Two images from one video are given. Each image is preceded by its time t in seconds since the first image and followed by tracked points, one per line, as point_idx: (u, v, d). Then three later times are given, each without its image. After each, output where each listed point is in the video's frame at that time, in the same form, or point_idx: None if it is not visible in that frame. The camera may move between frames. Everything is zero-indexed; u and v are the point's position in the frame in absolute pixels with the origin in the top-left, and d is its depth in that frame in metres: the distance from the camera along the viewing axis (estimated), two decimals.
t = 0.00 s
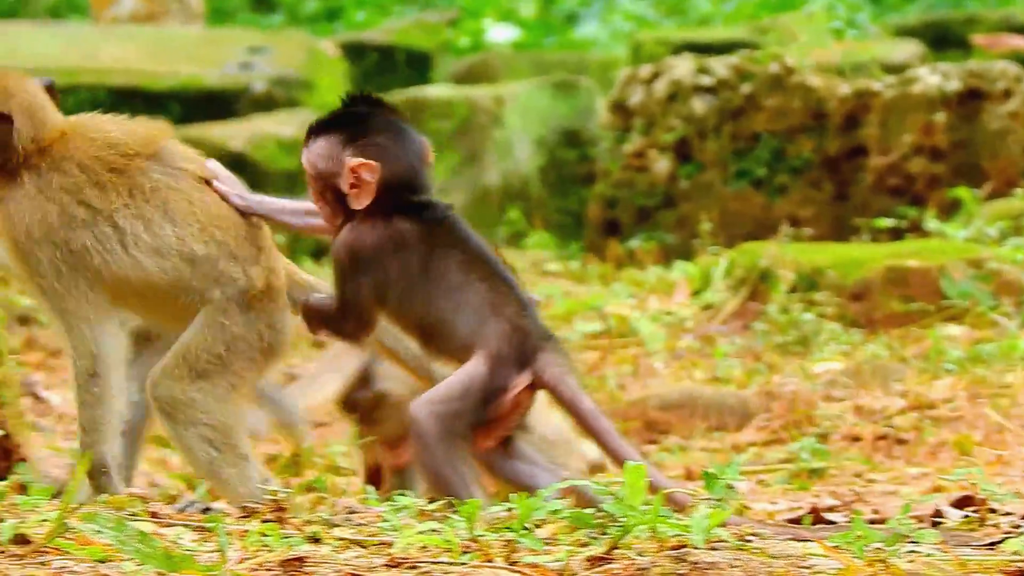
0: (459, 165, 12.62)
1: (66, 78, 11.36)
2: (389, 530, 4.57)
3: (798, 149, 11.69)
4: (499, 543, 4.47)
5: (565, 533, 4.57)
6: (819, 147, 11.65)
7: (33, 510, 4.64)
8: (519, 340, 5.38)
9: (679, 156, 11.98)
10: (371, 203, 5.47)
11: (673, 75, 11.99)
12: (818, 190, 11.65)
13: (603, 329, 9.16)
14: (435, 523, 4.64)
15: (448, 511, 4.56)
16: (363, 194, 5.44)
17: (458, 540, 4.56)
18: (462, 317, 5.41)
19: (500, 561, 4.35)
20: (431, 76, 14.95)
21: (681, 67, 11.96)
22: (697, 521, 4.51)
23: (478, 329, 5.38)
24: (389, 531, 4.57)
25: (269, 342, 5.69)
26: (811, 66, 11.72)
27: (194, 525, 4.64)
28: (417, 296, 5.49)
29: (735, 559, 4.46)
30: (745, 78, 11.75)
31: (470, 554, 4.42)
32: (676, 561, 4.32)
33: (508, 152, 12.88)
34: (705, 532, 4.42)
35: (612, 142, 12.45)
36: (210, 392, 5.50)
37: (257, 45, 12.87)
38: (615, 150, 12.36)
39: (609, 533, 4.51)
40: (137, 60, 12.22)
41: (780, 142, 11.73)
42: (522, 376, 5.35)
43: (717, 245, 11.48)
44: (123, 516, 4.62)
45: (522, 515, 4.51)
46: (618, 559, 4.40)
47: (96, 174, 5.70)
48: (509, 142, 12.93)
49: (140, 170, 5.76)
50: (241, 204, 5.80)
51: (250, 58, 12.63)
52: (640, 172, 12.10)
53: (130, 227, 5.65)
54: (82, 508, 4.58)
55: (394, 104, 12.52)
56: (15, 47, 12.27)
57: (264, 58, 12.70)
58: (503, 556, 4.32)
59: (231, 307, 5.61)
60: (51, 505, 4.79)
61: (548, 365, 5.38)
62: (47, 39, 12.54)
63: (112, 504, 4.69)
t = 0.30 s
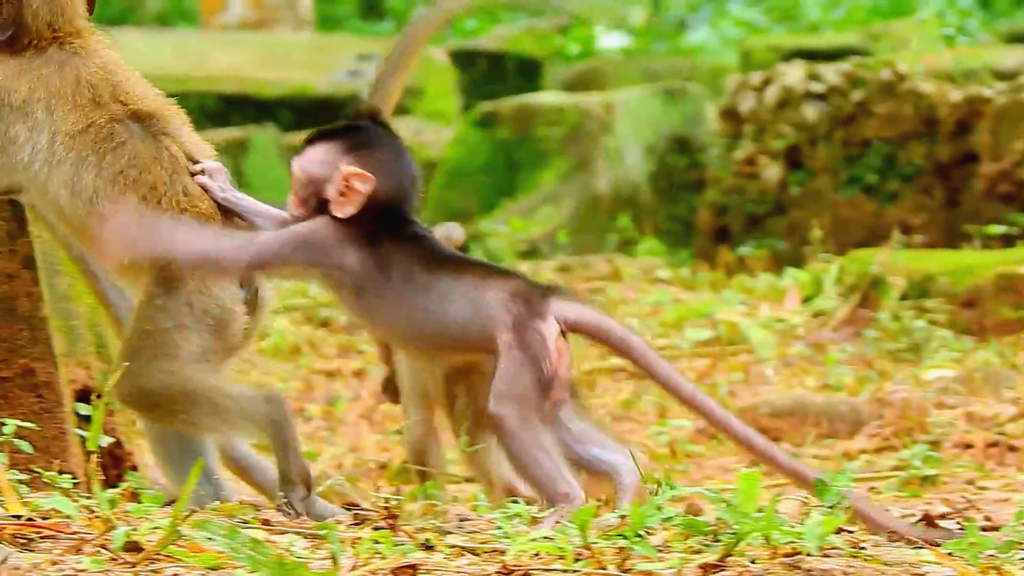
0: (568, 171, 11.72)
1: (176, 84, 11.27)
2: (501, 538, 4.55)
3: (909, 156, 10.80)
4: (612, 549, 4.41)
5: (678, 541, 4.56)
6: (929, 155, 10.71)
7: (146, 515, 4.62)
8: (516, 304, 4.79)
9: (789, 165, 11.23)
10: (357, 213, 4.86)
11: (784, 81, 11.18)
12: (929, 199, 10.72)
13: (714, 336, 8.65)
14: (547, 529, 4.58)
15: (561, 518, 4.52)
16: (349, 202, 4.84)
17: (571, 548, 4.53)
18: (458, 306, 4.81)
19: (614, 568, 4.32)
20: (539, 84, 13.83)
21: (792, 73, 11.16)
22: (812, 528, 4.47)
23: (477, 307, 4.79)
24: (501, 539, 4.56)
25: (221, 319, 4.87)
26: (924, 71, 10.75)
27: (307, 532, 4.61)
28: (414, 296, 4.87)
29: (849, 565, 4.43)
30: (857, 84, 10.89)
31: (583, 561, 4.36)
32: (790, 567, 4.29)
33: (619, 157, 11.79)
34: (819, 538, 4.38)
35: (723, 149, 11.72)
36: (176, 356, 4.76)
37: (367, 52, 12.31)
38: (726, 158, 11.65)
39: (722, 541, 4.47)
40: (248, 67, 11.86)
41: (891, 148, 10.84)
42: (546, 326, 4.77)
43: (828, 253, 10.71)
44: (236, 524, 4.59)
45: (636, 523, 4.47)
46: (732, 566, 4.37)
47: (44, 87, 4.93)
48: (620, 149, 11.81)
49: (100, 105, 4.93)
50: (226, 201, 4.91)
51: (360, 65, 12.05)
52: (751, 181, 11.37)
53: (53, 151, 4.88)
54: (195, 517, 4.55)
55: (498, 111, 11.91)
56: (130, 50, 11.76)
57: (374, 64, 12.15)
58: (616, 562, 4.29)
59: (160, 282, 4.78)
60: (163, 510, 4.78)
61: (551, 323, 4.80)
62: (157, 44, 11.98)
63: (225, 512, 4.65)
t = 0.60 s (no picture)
0: (653, 173, 12.84)
1: (256, 85, 11.57)
2: (593, 536, 4.53)
3: (996, 156, 11.33)
4: (706, 547, 4.46)
5: (769, 538, 4.62)
6: (1017, 154, 11.25)
7: (236, 515, 4.69)
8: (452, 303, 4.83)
9: (875, 164, 11.83)
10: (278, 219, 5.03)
11: (870, 81, 11.93)
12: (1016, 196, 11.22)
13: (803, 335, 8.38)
14: (639, 529, 4.64)
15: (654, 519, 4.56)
16: (267, 211, 5.01)
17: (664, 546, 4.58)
18: (402, 303, 4.87)
19: (706, 568, 4.32)
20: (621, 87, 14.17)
21: (877, 74, 11.91)
22: (904, 526, 4.46)
23: (421, 306, 4.85)
24: (593, 537, 4.54)
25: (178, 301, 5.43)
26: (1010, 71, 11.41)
27: (399, 532, 4.66)
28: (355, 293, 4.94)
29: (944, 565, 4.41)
30: (942, 84, 11.51)
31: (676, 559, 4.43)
32: (884, 566, 4.24)
33: (703, 158, 12.69)
34: (912, 538, 4.37)
35: (811, 149, 12.50)
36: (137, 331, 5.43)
37: (450, 52, 13.40)
38: (814, 157, 12.38)
39: (814, 539, 4.50)
40: (332, 67, 12.27)
41: (976, 147, 11.41)
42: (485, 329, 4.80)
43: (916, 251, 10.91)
44: (327, 523, 4.65)
45: (728, 523, 4.52)
46: (824, 565, 4.34)
47: (39, 85, 5.66)
48: (704, 150, 12.72)
49: (88, 106, 5.61)
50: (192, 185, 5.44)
51: (445, 65, 13.26)
52: (839, 179, 11.97)
53: (39, 145, 5.63)
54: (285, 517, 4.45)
55: (583, 111, 13.26)
56: (213, 50, 12.32)
57: (457, 66, 13.33)
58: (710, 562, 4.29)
59: (137, 277, 5.45)
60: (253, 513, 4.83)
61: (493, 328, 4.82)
62: (241, 45, 12.47)
63: (316, 511, 4.72)
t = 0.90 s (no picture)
0: (795, 161, 10.80)
1: (398, 73, 10.86)
2: (737, 525, 4.56)
3: None
4: (850, 535, 4.42)
5: (913, 526, 4.53)
6: None
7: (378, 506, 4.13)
8: (474, 367, 4.48)
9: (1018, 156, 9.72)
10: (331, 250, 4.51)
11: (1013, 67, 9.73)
12: None
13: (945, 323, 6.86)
14: (782, 518, 4.57)
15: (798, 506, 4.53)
16: (322, 242, 4.48)
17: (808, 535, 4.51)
18: (422, 354, 4.50)
19: (848, 555, 4.18)
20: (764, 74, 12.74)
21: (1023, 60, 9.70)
22: None
23: (436, 365, 4.48)
24: (737, 526, 4.57)
25: (228, 300, 4.66)
26: None
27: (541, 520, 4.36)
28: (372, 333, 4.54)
29: None
30: None
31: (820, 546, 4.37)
32: None
33: (845, 146, 10.63)
34: None
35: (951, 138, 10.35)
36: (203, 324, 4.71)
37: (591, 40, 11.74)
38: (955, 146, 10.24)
39: (958, 526, 4.40)
40: (473, 53, 11.16)
41: None
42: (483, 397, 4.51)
43: None
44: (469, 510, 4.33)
45: (872, 510, 4.41)
46: (968, 552, 4.13)
47: (128, 59, 4.75)
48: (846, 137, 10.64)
49: (176, 83, 4.73)
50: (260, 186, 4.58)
51: (585, 54, 11.56)
52: (979, 170, 9.90)
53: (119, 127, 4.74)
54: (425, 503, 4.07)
55: (725, 99, 11.08)
56: (351, 37, 11.42)
57: (600, 54, 11.71)
58: (851, 550, 4.16)
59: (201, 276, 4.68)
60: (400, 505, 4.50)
61: (506, 391, 4.53)
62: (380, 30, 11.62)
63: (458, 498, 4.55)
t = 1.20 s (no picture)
0: (859, 162, 10.89)
1: (461, 78, 11.55)
2: (804, 528, 4.47)
3: None
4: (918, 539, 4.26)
5: (980, 529, 4.43)
6: None
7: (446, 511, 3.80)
8: (512, 345, 4.07)
9: None
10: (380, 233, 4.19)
11: None
12: None
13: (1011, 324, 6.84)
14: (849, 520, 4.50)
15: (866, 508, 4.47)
16: (368, 224, 4.16)
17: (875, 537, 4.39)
18: (465, 336, 4.12)
19: (916, 557, 4.04)
20: (830, 74, 13.41)
21: None
22: None
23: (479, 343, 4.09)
24: (805, 530, 4.47)
25: (246, 291, 4.48)
26: None
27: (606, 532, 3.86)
28: (414, 319, 4.20)
29: None
30: None
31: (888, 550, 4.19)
32: None
33: (909, 147, 10.76)
34: None
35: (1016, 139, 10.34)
36: (223, 318, 4.53)
37: (656, 44, 12.70)
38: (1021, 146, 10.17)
39: None
40: (537, 59, 12.05)
41: None
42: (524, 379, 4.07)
43: None
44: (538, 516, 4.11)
45: (940, 514, 4.22)
46: None
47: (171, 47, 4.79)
48: (910, 138, 10.80)
49: (210, 70, 4.71)
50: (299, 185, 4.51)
51: (649, 55, 12.48)
52: None
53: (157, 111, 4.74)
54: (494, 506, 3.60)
55: (788, 100, 11.25)
56: (421, 43, 12.30)
57: (662, 55, 12.54)
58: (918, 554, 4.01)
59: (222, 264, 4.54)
60: (467, 510, 4.19)
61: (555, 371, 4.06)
62: (446, 37, 12.47)
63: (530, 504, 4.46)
